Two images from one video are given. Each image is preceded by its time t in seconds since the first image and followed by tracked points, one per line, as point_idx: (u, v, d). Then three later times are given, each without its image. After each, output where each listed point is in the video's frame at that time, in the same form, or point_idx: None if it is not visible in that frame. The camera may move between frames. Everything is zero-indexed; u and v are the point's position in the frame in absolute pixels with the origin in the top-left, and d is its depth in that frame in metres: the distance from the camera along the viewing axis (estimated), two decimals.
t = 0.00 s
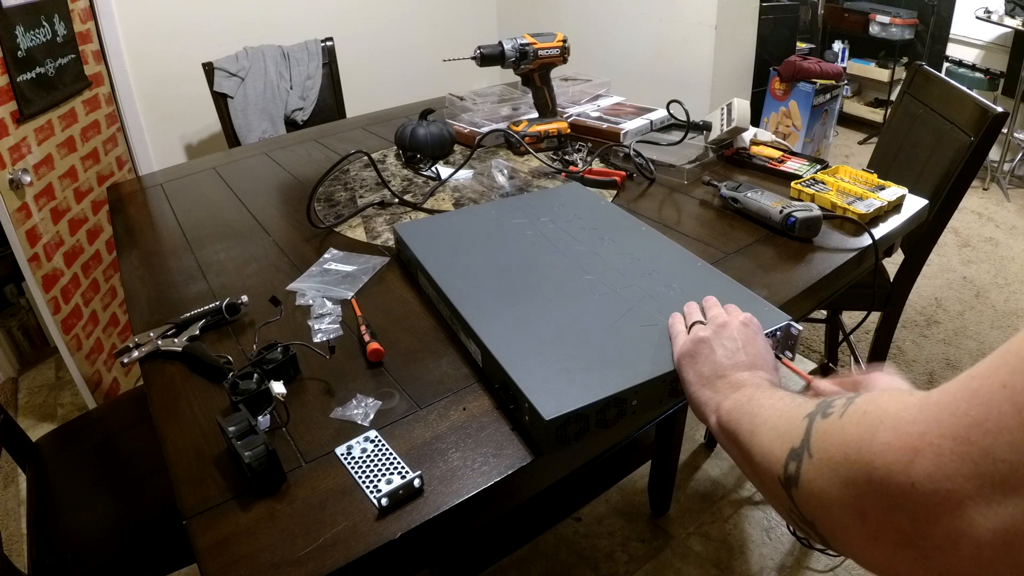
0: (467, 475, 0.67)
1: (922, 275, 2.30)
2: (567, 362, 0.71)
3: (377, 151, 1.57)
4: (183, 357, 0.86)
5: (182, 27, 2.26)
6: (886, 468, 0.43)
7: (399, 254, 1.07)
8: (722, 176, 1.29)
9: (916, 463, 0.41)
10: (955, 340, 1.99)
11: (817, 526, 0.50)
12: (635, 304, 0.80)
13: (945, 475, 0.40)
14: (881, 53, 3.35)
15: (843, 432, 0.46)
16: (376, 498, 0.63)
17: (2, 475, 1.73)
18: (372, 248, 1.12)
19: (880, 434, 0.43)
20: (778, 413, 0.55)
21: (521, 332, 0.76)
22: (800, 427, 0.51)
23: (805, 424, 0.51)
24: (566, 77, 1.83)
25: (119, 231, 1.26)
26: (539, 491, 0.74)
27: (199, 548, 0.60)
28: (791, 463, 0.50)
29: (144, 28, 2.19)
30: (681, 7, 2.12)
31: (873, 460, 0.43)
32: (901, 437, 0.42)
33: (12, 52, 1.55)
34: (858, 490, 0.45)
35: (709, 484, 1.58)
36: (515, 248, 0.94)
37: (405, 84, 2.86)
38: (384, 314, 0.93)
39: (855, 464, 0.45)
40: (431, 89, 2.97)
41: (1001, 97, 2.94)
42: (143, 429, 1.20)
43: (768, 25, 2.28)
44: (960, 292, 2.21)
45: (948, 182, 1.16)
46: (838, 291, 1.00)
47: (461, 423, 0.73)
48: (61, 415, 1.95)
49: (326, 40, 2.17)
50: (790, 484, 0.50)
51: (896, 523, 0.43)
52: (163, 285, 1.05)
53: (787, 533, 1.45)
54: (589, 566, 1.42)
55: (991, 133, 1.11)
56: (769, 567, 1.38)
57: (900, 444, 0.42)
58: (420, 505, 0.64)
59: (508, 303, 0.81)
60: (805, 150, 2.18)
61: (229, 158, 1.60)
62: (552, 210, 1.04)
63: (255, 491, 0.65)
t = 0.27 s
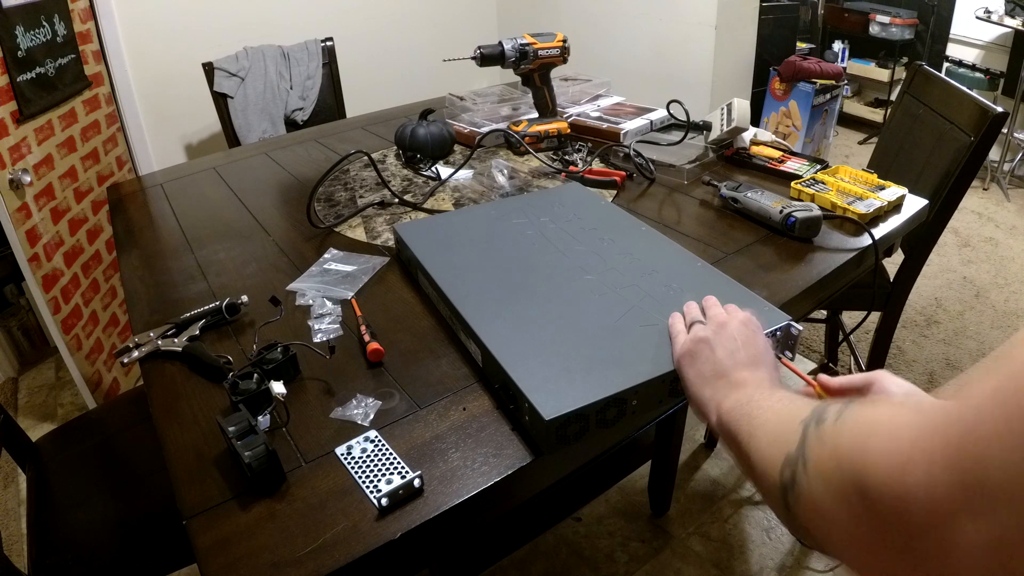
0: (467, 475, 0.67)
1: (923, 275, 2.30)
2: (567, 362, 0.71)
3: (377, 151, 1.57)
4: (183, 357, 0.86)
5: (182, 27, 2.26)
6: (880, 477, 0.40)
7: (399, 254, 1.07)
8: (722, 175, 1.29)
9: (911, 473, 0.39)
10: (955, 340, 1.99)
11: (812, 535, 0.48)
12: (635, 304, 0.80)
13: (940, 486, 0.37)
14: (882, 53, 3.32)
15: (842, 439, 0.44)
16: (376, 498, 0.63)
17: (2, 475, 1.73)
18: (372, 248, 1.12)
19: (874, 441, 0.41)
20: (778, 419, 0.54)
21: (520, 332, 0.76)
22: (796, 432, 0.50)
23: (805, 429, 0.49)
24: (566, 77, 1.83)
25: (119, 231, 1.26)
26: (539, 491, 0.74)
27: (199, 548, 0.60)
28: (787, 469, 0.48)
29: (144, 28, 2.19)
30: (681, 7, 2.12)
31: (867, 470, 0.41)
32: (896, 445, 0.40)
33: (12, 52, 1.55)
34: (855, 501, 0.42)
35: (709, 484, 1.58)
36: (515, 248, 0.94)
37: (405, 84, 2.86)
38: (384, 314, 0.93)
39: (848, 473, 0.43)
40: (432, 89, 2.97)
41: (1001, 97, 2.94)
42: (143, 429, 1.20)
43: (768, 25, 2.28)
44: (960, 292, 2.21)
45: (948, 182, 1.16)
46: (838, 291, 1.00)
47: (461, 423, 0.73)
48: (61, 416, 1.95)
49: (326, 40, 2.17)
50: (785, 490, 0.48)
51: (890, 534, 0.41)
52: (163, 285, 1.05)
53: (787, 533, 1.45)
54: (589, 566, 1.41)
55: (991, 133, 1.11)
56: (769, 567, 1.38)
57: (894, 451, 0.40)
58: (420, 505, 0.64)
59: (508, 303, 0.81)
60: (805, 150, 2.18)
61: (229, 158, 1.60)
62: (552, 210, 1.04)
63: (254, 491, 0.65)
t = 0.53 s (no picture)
0: (467, 475, 0.67)
1: (922, 275, 2.30)
2: (566, 362, 0.71)
3: (377, 151, 1.57)
4: (183, 357, 0.86)
5: (182, 27, 2.26)
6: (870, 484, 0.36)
7: (399, 254, 1.07)
8: (722, 176, 1.29)
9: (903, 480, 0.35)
10: (955, 340, 1.99)
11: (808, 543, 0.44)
12: (634, 304, 0.80)
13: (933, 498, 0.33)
14: (882, 53, 3.34)
15: (921, 502, 0.44)
16: (376, 498, 0.63)
17: (2, 475, 1.73)
18: (372, 248, 1.12)
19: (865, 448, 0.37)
20: (840, 448, 0.53)
21: (520, 332, 0.76)
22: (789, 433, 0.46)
23: (869, 475, 0.48)
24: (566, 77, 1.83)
25: (119, 231, 1.26)
26: (538, 491, 0.74)
27: (199, 548, 0.60)
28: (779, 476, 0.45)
29: (144, 28, 2.19)
30: (681, 7, 2.12)
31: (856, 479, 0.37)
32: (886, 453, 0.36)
33: (12, 52, 1.55)
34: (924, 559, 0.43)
35: (709, 484, 1.58)
36: (515, 249, 0.94)
37: (405, 84, 2.86)
38: (384, 314, 0.93)
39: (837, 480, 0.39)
40: (432, 89, 2.97)
41: (1001, 97, 2.94)
42: (143, 430, 1.20)
43: (768, 25, 2.28)
44: (960, 292, 2.21)
45: (948, 182, 1.16)
46: (838, 291, 1.00)
47: (461, 422, 0.73)
48: (61, 415, 1.95)
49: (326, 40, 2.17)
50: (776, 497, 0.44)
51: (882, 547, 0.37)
52: (163, 286, 1.05)
53: (787, 533, 1.45)
54: (589, 566, 1.41)
55: (991, 133, 1.11)
56: (769, 567, 1.38)
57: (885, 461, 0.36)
58: (420, 505, 0.64)
59: (508, 304, 0.81)
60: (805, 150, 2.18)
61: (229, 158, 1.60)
62: (552, 210, 1.04)
63: (255, 491, 0.65)
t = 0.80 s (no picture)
0: (467, 475, 0.67)
1: (922, 275, 2.30)
2: (567, 362, 0.71)
3: (377, 151, 1.57)
4: (183, 357, 0.86)
5: (182, 27, 2.26)
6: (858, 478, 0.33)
7: (400, 254, 1.07)
8: (722, 176, 1.29)
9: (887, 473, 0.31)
10: (955, 340, 1.99)
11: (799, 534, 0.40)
12: (634, 304, 0.80)
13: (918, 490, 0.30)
14: (882, 53, 3.35)
15: (914, 479, 0.41)
16: (376, 498, 0.63)
17: (2, 475, 1.73)
18: (372, 248, 1.12)
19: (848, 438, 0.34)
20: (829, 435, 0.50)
21: (520, 332, 0.76)
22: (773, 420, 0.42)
23: (857, 452, 0.45)
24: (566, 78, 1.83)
25: (119, 231, 1.26)
26: (538, 492, 0.74)
27: (199, 548, 0.60)
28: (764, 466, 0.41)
29: (144, 28, 2.19)
30: (681, 7, 2.12)
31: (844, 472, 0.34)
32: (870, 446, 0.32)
33: (12, 52, 1.55)
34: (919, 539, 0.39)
35: (709, 484, 1.58)
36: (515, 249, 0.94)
37: (405, 84, 2.86)
38: (384, 314, 0.93)
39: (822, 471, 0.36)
40: (432, 89, 2.97)
41: (1001, 97, 2.94)
42: (143, 430, 1.20)
43: (768, 25, 2.29)
44: (960, 292, 2.21)
45: (948, 183, 1.16)
46: (838, 291, 1.00)
47: (461, 422, 0.73)
48: (62, 416, 1.95)
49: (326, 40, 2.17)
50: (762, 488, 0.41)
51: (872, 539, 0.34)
52: (162, 286, 1.05)
53: (786, 533, 1.45)
54: (589, 566, 1.41)
55: (991, 133, 1.11)
56: (769, 567, 1.38)
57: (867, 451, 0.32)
58: (420, 505, 0.64)
59: (508, 304, 0.81)
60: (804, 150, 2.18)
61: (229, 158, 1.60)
62: (552, 210, 1.04)
63: (254, 491, 0.65)
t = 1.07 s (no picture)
0: (467, 475, 0.67)
1: (922, 275, 2.30)
2: (566, 361, 0.71)
3: (377, 151, 1.57)
4: (183, 357, 0.86)
5: (182, 27, 2.26)
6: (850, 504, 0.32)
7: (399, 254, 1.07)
8: (722, 175, 1.29)
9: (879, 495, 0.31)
10: (955, 340, 1.99)
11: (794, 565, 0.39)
12: (633, 303, 0.80)
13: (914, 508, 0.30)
14: (882, 53, 3.35)
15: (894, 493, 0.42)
16: (376, 498, 0.63)
17: (3, 475, 1.73)
18: (372, 248, 1.12)
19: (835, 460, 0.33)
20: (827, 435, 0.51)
21: (520, 332, 0.76)
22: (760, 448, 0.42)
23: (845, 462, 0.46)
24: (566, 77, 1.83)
25: (119, 230, 1.26)
26: (538, 492, 0.74)
27: (198, 548, 0.60)
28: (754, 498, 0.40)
29: (144, 28, 2.19)
30: (681, 7, 2.12)
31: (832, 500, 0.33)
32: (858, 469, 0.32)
33: (12, 52, 1.55)
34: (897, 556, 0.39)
35: (709, 484, 1.58)
36: (514, 248, 0.93)
37: (405, 84, 2.86)
38: (384, 314, 0.93)
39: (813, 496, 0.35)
40: (432, 89, 2.97)
41: (1001, 97, 2.94)
42: (143, 429, 1.20)
43: (768, 25, 2.29)
44: (960, 292, 2.21)
45: (949, 182, 1.16)
46: (838, 291, 1.00)
47: (461, 422, 0.73)
48: (62, 415, 1.95)
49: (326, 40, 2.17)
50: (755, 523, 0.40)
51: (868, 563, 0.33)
52: (162, 285, 1.05)
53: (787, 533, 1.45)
54: (589, 566, 1.41)
55: (992, 133, 1.11)
56: (769, 567, 1.38)
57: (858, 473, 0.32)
58: (420, 505, 0.64)
59: (508, 303, 0.81)
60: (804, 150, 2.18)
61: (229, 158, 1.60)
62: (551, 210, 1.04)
63: (254, 491, 0.65)
